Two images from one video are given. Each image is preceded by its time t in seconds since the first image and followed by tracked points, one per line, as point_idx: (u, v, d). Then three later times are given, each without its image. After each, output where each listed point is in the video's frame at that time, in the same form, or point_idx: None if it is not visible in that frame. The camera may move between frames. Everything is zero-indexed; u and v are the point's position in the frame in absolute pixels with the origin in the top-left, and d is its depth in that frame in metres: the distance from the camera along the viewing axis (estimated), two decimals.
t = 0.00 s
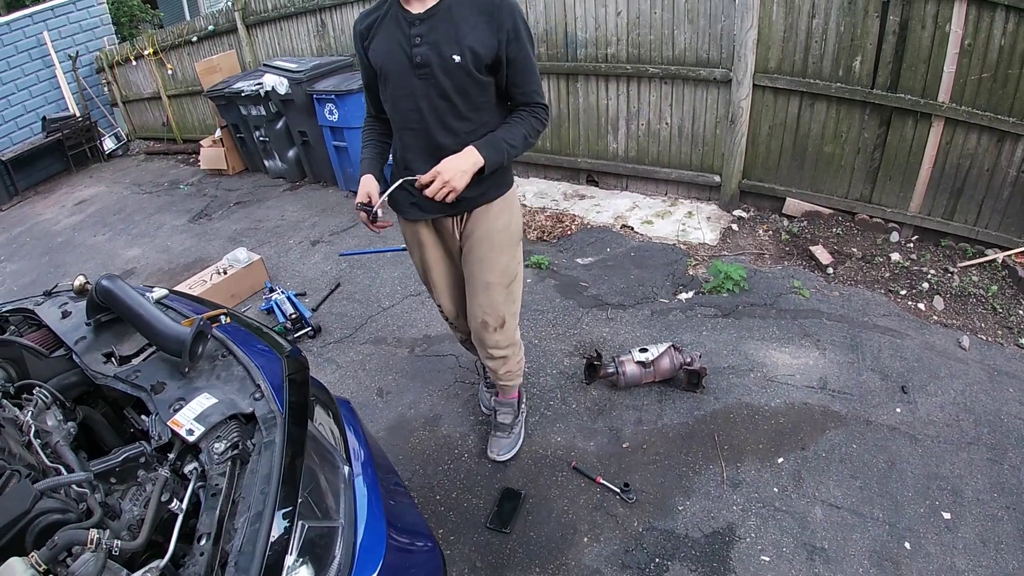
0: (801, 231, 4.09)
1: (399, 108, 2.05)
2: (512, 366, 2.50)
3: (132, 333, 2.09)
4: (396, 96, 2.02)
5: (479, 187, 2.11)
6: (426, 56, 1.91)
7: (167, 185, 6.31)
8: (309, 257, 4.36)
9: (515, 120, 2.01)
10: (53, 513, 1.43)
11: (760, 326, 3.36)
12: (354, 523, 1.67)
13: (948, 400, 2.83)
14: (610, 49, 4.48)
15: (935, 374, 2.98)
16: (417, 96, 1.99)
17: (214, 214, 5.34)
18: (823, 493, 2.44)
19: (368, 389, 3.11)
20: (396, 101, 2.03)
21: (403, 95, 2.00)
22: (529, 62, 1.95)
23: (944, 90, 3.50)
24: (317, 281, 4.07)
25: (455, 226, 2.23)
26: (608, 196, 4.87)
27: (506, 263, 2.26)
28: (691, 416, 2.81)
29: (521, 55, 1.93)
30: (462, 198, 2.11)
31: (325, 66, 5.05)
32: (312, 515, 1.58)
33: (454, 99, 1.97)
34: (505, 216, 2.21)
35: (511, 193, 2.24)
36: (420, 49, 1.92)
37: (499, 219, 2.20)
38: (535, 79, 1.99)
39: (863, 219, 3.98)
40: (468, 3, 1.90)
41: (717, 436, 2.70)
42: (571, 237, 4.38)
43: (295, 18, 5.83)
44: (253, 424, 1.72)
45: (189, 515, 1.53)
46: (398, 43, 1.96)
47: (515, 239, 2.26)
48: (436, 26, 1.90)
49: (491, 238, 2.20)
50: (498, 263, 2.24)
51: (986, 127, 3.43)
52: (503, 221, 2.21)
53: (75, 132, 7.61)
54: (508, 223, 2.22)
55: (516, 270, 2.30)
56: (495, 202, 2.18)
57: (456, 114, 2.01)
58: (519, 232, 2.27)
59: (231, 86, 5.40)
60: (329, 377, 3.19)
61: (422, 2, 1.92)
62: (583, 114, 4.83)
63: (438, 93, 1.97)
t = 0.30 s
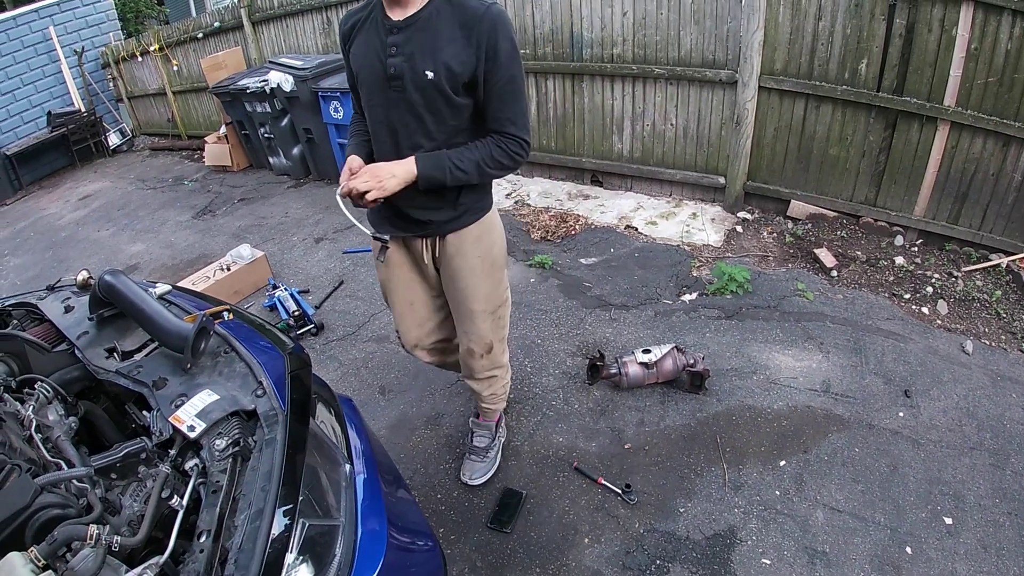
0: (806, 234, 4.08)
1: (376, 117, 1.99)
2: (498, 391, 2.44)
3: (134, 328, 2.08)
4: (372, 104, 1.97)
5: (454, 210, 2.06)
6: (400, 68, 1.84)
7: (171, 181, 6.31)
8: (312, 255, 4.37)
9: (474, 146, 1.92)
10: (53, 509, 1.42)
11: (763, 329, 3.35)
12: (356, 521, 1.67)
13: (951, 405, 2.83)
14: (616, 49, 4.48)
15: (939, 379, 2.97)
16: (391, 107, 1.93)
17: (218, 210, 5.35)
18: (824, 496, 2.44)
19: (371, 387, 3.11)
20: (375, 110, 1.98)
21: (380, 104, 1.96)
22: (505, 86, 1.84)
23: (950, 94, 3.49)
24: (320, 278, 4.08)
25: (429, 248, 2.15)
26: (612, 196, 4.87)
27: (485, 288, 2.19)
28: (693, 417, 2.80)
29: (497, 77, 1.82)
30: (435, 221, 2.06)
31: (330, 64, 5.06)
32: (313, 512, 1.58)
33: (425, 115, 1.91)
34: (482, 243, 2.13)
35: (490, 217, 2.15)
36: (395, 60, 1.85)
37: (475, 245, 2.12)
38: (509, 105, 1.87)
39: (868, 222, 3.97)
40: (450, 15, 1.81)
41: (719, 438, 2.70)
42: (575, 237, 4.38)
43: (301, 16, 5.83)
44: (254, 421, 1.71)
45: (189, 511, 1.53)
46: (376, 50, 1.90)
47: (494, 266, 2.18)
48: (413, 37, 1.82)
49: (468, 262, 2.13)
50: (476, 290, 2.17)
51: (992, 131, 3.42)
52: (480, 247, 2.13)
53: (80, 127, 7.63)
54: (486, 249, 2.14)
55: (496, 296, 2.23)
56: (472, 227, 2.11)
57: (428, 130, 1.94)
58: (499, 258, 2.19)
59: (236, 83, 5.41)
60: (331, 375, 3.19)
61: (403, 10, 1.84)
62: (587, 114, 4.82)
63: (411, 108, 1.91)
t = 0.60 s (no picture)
0: (812, 234, 4.07)
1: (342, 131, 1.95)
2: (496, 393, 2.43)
3: (140, 327, 2.09)
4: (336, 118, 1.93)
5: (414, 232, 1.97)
6: (349, 82, 1.78)
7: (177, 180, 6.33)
8: (318, 253, 4.38)
9: (368, 156, 1.65)
10: (58, 506, 1.42)
11: (769, 329, 3.34)
12: (362, 519, 1.67)
13: (957, 406, 2.82)
14: (623, 48, 4.48)
15: (945, 380, 2.96)
16: (349, 121, 1.88)
17: (224, 209, 5.36)
18: (830, 497, 2.43)
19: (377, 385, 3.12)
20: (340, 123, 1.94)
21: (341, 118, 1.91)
22: (412, 99, 1.61)
23: (957, 94, 3.48)
24: (325, 277, 4.08)
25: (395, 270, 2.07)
26: (618, 196, 4.86)
27: (457, 309, 2.15)
28: (698, 417, 2.80)
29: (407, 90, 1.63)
30: (399, 242, 1.98)
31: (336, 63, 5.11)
32: (320, 511, 1.59)
33: (375, 131, 1.83)
34: (451, 266, 2.06)
35: (459, 240, 2.05)
36: (344, 73, 1.79)
37: (443, 268, 2.06)
38: (409, 120, 1.61)
39: (874, 222, 3.96)
40: (387, 22, 1.69)
41: (725, 438, 2.70)
42: (580, 237, 4.38)
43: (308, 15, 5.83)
44: (260, 419, 1.72)
45: (195, 510, 1.53)
46: (331, 62, 1.85)
47: (464, 288, 2.13)
48: (356, 48, 1.74)
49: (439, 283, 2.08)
50: (447, 311, 2.13)
51: (999, 132, 3.41)
52: (450, 270, 2.07)
53: (86, 126, 7.66)
54: (456, 272, 2.08)
55: (471, 314, 2.19)
56: (439, 251, 2.02)
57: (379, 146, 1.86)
58: (471, 279, 2.12)
59: (242, 82, 5.42)
60: (337, 373, 3.20)
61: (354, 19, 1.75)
62: (593, 113, 4.82)
63: (364, 123, 1.84)
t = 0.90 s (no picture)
0: (812, 234, 4.06)
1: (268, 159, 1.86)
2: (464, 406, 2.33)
3: (138, 326, 2.08)
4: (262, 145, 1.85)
5: (336, 253, 1.90)
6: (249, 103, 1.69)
7: (176, 178, 6.32)
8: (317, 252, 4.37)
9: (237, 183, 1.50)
10: (56, 507, 1.41)
11: (769, 328, 3.34)
12: (361, 518, 1.66)
13: (956, 406, 2.81)
14: (623, 47, 4.47)
15: (944, 380, 2.96)
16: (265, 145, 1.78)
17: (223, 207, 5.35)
18: (829, 497, 2.43)
19: (375, 384, 3.12)
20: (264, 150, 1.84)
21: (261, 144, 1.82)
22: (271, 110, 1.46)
23: (957, 94, 3.47)
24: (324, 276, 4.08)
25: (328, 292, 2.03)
26: (617, 195, 4.86)
27: (391, 335, 2.06)
28: (697, 417, 2.80)
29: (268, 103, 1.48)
30: (322, 265, 1.93)
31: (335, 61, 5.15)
32: (320, 510, 1.58)
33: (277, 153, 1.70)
34: (380, 291, 1.98)
35: (386, 263, 1.96)
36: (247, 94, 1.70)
37: (371, 292, 1.98)
38: (269, 135, 1.45)
39: (873, 222, 3.95)
40: (264, 40, 1.57)
41: (724, 437, 2.69)
42: (580, 235, 4.37)
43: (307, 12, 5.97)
44: (259, 419, 1.71)
45: (193, 509, 1.53)
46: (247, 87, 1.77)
47: (398, 312, 2.03)
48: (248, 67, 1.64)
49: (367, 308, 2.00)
50: (379, 335, 2.04)
51: (999, 131, 3.40)
52: (377, 295, 1.98)
53: (86, 124, 7.65)
54: (386, 296, 1.99)
55: (408, 338, 2.10)
56: (363, 274, 1.94)
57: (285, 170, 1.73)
58: (402, 304, 2.03)
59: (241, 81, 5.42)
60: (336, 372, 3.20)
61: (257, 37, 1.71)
62: (593, 112, 4.82)
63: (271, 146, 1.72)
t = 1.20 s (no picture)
0: (813, 238, 4.07)
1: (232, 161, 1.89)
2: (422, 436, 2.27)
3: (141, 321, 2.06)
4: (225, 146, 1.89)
5: (301, 254, 1.88)
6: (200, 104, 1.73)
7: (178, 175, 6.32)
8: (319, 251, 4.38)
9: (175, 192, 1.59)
10: (59, 504, 1.41)
11: (770, 332, 3.34)
12: (364, 519, 1.67)
13: (956, 411, 2.82)
14: (627, 50, 4.48)
15: (944, 386, 2.96)
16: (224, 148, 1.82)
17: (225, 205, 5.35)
18: (828, 501, 2.43)
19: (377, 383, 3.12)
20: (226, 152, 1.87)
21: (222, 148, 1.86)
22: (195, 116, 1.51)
23: (960, 100, 3.48)
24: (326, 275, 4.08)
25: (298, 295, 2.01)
26: (620, 197, 4.86)
27: (358, 343, 2.02)
28: (698, 420, 2.80)
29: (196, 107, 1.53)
30: (286, 266, 1.90)
31: (340, 60, 5.21)
32: (325, 509, 1.58)
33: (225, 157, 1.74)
34: (348, 295, 1.95)
35: (355, 266, 1.95)
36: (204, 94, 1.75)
37: (339, 297, 1.95)
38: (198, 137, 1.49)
39: (875, 227, 3.96)
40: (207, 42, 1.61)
41: (725, 440, 2.70)
42: (582, 237, 4.38)
43: (311, 11, 6.00)
44: (263, 418, 1.72)
45: (196, 507, 1.53)
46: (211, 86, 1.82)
47: (365, 318, 2.00)
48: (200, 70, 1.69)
49: (334, 313, 1.96)
50: (345, 344, 2.00)
51: (1002, 138, 3.41)
52: (345, 298, 1.95)
53: (88, 120, 7.65)
54: (353, 301, 1.97)
55: (374, 350, 2.06)
56: (330, 277, 1.92)
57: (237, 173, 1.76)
58: (371, 310, 2.00)
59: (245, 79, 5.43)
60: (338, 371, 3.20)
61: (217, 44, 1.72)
62: (596, 114, 4.82)
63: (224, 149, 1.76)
